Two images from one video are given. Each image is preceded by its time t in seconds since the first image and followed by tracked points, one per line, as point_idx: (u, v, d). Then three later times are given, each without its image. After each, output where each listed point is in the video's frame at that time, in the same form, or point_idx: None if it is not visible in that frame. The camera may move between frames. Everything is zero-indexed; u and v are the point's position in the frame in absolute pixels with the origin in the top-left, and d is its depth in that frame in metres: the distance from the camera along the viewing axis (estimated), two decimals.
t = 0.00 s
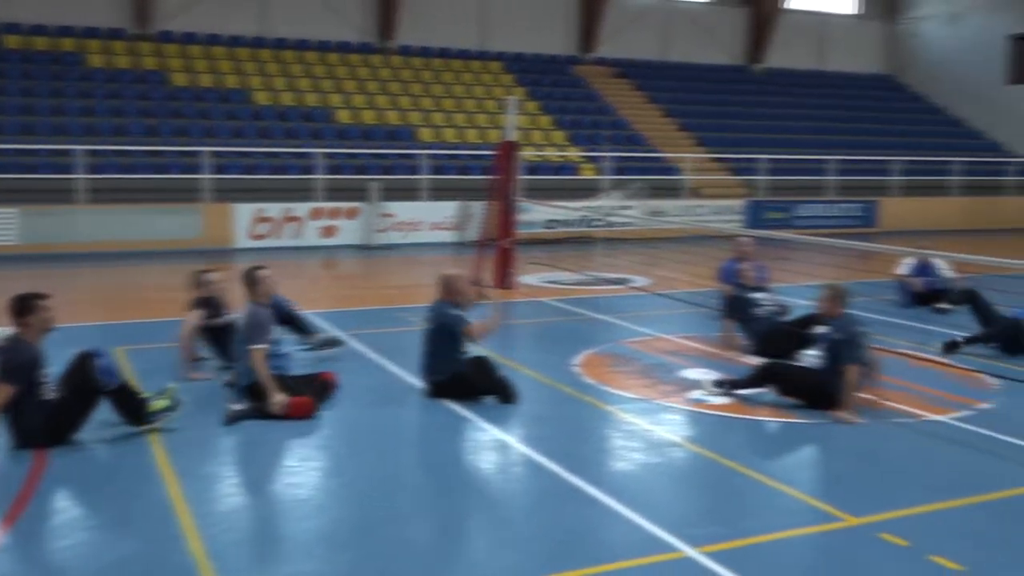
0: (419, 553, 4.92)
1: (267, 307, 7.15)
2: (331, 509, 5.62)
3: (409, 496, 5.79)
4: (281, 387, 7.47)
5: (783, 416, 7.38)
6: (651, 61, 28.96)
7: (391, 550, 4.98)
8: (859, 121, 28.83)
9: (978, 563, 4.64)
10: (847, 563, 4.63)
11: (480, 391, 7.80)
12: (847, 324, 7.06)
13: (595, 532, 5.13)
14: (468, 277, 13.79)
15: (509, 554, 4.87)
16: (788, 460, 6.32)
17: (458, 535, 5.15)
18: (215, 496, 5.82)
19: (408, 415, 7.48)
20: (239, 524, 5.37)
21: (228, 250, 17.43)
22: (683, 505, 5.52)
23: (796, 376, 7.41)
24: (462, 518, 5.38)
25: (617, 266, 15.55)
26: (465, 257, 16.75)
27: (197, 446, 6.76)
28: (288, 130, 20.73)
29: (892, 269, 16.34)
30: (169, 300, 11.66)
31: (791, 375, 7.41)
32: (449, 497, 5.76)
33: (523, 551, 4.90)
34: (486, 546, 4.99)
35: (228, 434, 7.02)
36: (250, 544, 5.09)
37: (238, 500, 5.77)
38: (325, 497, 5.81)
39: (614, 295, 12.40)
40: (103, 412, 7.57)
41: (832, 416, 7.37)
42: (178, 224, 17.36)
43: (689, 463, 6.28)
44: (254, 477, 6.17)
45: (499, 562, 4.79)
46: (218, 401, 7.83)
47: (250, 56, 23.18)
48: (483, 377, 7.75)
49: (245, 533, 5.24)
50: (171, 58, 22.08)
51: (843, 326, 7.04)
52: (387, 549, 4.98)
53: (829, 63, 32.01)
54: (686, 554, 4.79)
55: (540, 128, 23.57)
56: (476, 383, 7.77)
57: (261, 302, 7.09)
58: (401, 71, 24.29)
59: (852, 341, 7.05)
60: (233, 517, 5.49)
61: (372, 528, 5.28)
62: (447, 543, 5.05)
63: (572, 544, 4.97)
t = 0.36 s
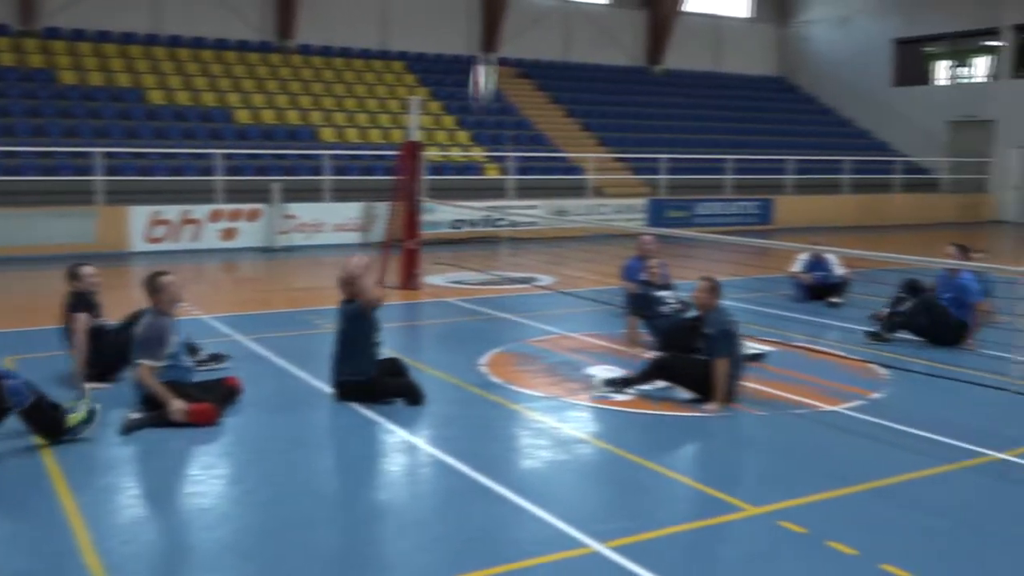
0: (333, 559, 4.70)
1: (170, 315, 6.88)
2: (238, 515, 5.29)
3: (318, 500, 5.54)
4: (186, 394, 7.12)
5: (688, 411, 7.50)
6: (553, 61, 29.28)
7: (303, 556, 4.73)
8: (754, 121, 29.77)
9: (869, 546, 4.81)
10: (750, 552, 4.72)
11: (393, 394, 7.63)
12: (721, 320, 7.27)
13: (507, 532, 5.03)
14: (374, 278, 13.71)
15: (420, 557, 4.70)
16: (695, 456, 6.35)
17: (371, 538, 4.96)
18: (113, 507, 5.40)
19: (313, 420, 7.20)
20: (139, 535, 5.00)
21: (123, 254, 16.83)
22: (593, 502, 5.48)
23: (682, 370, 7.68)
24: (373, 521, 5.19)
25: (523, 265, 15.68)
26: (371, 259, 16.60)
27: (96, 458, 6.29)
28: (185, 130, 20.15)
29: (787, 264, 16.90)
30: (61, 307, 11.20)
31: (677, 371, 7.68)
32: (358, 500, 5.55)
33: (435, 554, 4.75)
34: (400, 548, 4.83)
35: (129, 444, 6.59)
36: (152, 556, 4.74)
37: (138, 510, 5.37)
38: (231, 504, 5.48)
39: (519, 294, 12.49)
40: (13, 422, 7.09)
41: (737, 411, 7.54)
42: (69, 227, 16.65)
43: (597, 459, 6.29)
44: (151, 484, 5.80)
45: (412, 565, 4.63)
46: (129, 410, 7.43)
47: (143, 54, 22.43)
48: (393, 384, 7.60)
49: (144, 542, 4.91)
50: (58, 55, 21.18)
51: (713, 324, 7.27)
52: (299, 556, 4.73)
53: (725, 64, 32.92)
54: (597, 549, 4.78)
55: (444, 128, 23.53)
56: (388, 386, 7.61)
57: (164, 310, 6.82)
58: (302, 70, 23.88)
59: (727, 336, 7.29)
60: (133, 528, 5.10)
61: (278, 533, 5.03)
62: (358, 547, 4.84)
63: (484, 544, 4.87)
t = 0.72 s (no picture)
0: (256, 565, 4.63)
1: (84, 322, 6.71)
2: (156, 524, 5.16)
3: (240, 506, 5.45)
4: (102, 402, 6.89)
5: (614, 408, 7.61)
6: (473, 61, 29.30)
7: (224, 564, 4.64)
8: (673, 121, 30.35)
9: (788, 536, 4.96)
10: (673, 545, 4.83)
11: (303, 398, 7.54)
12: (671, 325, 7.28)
13: (433, 532, 5.04)
14: (296, 281, 13.56)
15: (346, 561, 4.67)
16: (620, 452, 6.45)
17: (294, 543, 4.91)
18: (24, 520, 5.21)
19: (235, 425, 7.07)
20: (52, 547, 4.84)
21: (33, 258, 16.23)
22: (519, 501, 5.53)
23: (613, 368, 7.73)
24: (296, 526, 5.14)
25: (446, 266, 15.68)
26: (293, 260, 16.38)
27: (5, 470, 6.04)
28: (97, 130, 19.54)
29: (706, 262, 17.30)
30: None
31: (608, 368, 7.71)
32: (282, 505, 5.48)
33: (361, 557, 4.72)
34: (325, 552, 4.79)
35: (40, 454, 6.34)
36: (66, 568, 4.59)
37: (51, 521, 5.19)
38: (149, 512, 5.34)
39: (444, 294, 12.50)
40: None
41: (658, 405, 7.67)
42: None
43: (523, 458, 6.34)
44: (65, 494, 5.63)
45: (336, 569, 4.59)
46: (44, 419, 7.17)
47: (50, 51, 21.61)
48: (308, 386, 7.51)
49: (59, 553, 4.77)
50: None
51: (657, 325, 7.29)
52: (220, 564, 4.64)
53: (644, 65, 33.47)
54: (522, 547, 4.83)
55: (365, 127, 23.33)
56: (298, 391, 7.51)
57: (76, 317, 6.64)
58: (218, 69, 23.34)
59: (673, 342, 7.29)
60: (46, 540, 4.93)
61: (200, 540, 4.94)
62: (282, 553, 4.79)
63: (410, 545, 4.87)
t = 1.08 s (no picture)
0: (208, 570, 4.58)
1: (28, 324, 6.58)
2: (105, 531, 5.08)
3: (191, 511, 5.38)
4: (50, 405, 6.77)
5: (570, 407, 7.65)
6: (426, 61, 29.20)
7: (176, 570, 4.58)
8: (625, 121, 30.60)
9: (742, 531, 5.05)
10: (628, 543, 4.88)
11: (225, 398, 7.44)
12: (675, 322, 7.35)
13: (388, 534, 5.03)
14: (248, 282, 13.41)
15: (302, 565, 4.64)
16: (575, 451, 6.49)
17: (248, 547, 4.87)
18: None
19: (186, 429, 6.97)
20: None
21: None
22: (474, 501, 5.54)
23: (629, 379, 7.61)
24: (250, 530, 5.09)
25: (401, 266, 15.62)
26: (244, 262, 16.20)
27: None
28: (41, 129, 19.11)
29: (659, 261, 17.49)
30: None
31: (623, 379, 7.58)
32: (234, 509, 5.43)
33: (318, 560, 4.69)
34: (279, 556, 4.75)
35: None
36: None
37: None
38: (98, 519, 5.25)
39: (398, 295, 12.47)
40: None
41: (609, 403, 7.76)
42: None
43: (480, 458, 6.35)
44: (10, 502, 5.50)
45: (291, 572, 4.56)
46: None
47: None
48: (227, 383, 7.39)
49: (3, 562, 4.66)
50: None
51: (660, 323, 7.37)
52: (172, 570, 4.57)
53: (596, 65, 33.69)
54: (479, 548, 4.84)
55: (317, 127, 23.12)
56: (217, 389, 7.40)
57: (21, 320, 6.52)
58: (166, 68, 22.91)
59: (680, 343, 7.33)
60: None
61: (151, 546, 4.87)
62: (237, 557, 4.74)
63: (366, 547, 4.86)
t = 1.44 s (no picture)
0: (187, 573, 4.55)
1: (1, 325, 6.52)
2: (81, 535, 5.04)
3: (168, 513, 5.35)
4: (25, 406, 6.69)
5: (549, 406, 7.68)
6: (404, 61, 29.14)
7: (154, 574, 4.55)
8: (603, 121, 30.71)
9: (720, 529, 5.09)
10: (608, 542, 4.91)
11: (191, 396, 7.42)
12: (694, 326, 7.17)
13: (369, 535, 5.03)
14: (225, 283, 13.34)
15: (280, 567, 4.63)
16: (555, 451, 6.51)
17: (226, 550, 4.85)
18: None
19: (164, 431, 6.92)
20: None
21: None
22: (454, 501, 5.55)
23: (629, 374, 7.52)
24: (228, 532, 5.07)
25: (379, 266, 15.59)
26: (221, 262, 16.11)
27: None
28: (14, 129, 18.90)
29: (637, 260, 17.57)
30: None
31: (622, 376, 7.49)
32: (213, 511, 5.40)
33: (296, 562, 4.69)
34: (258, 558, 4.74)
35: None
36: None
37: None
38: (74, 523, 5.20)
39: (377, 295, 12.45)
40: None
41: (586, 402, 7.80)
42: None
43: (459, 458, 6.36)
44: None
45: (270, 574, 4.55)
46: None
47: None
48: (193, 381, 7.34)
49: None
50: None
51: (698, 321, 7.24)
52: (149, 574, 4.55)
53: (574, 65, 33.79)
54: (459, 548, 4.85)
55: (294, 127, 23.02)
56: (185, 388, 7.37)
57: None
58: (141, 67, 22.70)
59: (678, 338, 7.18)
60: None
61: (128, 549, 4.84)
62: (215, 559, 4.73)
63: (347, 548, 4.85)
